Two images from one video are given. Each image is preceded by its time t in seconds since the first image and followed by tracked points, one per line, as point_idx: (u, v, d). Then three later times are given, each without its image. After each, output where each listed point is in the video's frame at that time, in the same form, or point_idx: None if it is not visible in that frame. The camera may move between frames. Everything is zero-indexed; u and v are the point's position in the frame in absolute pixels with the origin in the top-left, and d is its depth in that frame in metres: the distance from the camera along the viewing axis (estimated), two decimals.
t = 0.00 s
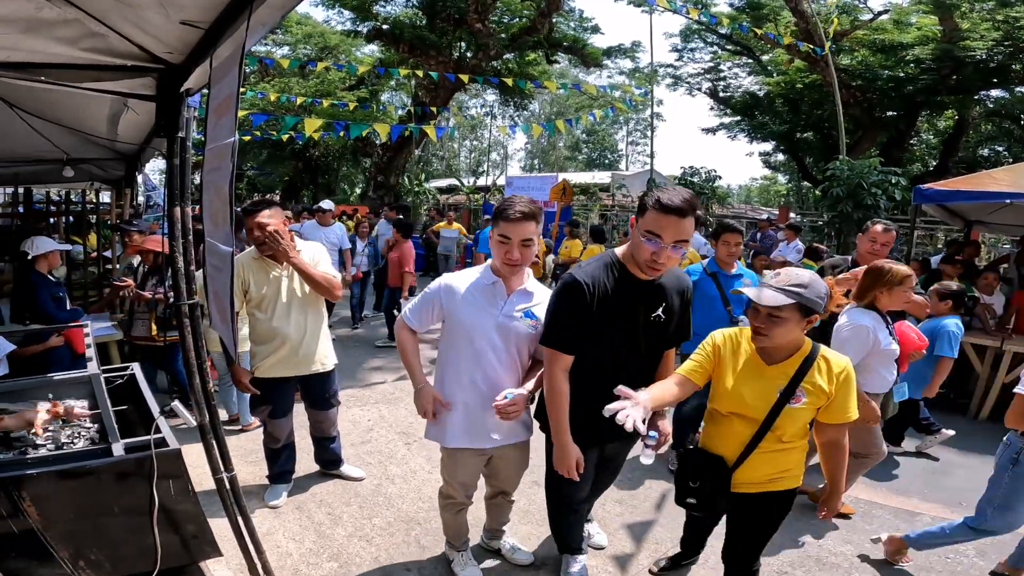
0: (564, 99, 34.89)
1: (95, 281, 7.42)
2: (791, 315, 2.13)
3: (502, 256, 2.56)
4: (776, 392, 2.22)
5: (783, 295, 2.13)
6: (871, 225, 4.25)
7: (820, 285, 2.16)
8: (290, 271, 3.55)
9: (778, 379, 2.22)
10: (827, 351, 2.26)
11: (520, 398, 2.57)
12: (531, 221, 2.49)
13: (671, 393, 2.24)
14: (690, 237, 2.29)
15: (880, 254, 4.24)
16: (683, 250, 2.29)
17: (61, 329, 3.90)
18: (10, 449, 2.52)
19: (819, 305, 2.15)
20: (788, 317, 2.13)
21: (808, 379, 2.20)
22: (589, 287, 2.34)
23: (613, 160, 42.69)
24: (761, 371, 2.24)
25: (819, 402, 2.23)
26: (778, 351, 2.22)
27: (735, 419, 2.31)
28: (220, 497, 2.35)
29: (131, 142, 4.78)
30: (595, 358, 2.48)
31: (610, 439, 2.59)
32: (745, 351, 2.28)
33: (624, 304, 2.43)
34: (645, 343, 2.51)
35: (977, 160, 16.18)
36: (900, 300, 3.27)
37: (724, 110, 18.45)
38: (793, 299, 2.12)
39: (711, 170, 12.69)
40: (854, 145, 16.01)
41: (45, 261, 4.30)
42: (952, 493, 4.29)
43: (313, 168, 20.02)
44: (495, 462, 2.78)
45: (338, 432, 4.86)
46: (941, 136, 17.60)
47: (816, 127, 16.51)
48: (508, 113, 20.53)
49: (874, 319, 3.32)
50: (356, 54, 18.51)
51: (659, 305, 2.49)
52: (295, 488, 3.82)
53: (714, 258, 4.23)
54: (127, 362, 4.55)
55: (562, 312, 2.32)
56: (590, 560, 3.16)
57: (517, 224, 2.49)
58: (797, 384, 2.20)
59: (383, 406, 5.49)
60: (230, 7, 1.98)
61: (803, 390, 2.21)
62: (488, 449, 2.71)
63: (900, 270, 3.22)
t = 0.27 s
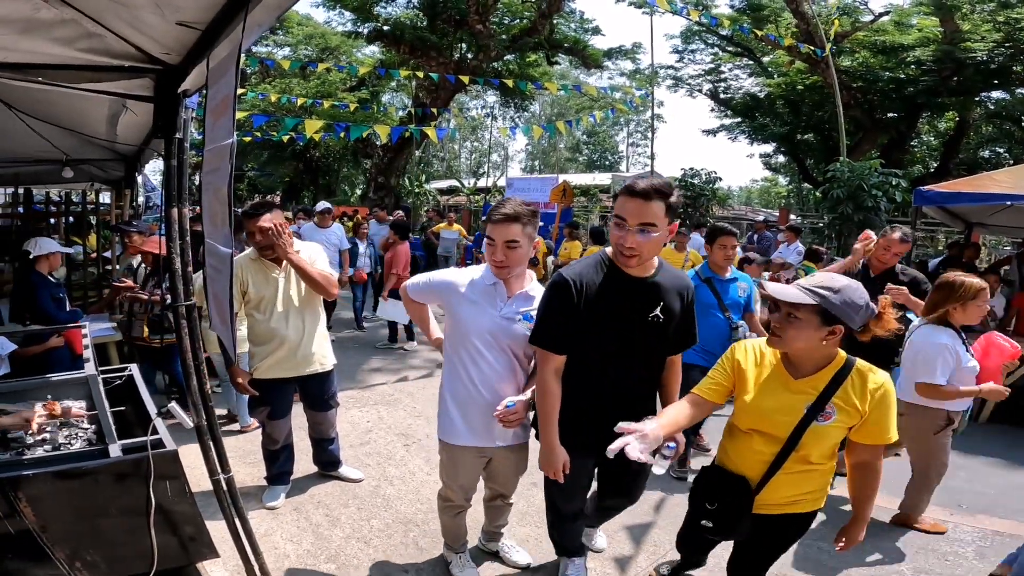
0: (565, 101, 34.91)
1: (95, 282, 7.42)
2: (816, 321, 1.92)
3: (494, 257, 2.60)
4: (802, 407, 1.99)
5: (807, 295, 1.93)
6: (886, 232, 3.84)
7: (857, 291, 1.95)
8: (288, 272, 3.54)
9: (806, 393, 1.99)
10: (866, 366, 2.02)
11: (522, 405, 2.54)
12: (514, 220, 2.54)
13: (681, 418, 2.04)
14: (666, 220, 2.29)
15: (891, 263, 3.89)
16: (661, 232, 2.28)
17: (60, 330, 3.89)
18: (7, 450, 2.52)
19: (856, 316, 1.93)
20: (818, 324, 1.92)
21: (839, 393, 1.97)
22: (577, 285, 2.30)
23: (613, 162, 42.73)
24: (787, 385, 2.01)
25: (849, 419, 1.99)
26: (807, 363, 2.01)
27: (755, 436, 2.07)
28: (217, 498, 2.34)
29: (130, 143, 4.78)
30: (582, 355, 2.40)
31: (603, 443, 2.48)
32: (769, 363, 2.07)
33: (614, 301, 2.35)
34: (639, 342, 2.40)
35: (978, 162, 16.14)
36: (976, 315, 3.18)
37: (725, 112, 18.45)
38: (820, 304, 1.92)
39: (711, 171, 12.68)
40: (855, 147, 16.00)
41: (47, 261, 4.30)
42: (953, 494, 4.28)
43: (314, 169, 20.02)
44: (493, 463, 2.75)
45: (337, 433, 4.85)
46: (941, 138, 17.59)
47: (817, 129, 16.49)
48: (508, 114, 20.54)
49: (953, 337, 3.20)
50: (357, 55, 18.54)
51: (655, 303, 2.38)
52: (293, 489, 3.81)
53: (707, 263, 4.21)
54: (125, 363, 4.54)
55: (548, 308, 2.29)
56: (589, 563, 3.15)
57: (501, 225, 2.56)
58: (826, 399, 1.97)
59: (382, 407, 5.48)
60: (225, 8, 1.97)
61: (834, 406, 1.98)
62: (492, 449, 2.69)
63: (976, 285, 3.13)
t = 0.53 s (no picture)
0: (566, 103, 34.94)
1: (95, 283, 7.42)
2: (822, 335, 1.85)
3: (488, 259, 2.60)
4: (805, 423, 1.90)
5: (810, 306, 1.87)
6: (898, 240, 3.74)
7: (865, 302, 1.87)
8: (287, 273, 3.52)
9: (810, 409, 1.91)
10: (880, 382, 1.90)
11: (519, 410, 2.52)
12: (506, 222, 2.54)
13: (676, 432, 2.05)
14: (657, 211, 2.20)
15: (903, 270, 3.82)
16: (651, 224, 2.20)
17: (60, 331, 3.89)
18: (4, 450, 2.51)
19: (866, 330, 1.85)
20: (822, 337, 1.85)
21: (846, 412, 1.87)
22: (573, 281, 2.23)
23: (615, 164, 42.80)
24: (791, 398, 1.94)
25: (851, 439, 1.87)
26: (815, 378, 1.92)
27: (755, 450, 2.00)
28: (215, 500, 2.34)
29: (130, 144, 4.78)
30: (575, 354, 2.28)
31: (598, 447, 2.33)
32: (776, 376, 1.99)
33: (609, 300, 2.23)
34: (636, 343, 2.25)
35: (979, 164, 16.16)
36: None
37: (726, 114, 18.45)
38: (824, 316, 1.85)
39: (712, 174, 12.67)
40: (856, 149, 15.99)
41: (47, 263, 4.30)
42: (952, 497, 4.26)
43: (315, 171, 20.05)
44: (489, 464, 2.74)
45: (335, 435, 4.84)
46: (943, 140, 17.58)
47: (818, 131, 16.48)
48: (509, 117, 20.56)
49: None
50: (358, 56, 18.58)
51: (660, 306, 2.23)
52: (291, 491, 3.80)
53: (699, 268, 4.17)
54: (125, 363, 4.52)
55: (540, 305, 2.25)
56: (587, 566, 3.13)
57: (498, 227, 2.56)
58: (832, 416, 1.88)
59: (381, 409, 5.47)
60: (221, 11, 1.97)
61: (837, 423, 1.87)
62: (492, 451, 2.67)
63: None
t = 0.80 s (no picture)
0: (567, 105, 34.97)
1: (97, 284, 7.43)
2: (809, 361, 1.72)
3: (488, 265, 2.58)
4: (786, 449, 1.76)
5: (792, 334, 1.73)
6: (907, 242, 3.78)
7: (846, 320, 1.74)
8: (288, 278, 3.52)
9: (791, 434, 1.77)
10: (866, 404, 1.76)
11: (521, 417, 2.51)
12: (504, 229, 2.52)
13: (652, 454, 1.99)
14: (671, 217, 2.10)
15: (911, 273, 3.79)
16: (665, 230, 2.09)
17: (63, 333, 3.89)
18: (7, 452, 2.51)
19: (851, 350, 1.73)
20: (807, 363, 1.72)
21: (830, 438, 1.72)
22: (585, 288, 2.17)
23: (616, 166, 42.82)
24: (772, 422, 1.81)
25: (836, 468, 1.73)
26: (797, 401, 1.78)
27: (736, 480, 1.85)
28: (217, 501, 2.34)
29: (132, 147, 4.78)
30: (584, 359, 2.18)
31: (600, 452, 2.21)
32: (757, 401, 1.86)
33: (625, 309, 2.13)
34: (647, 353, 2.12)
35: (981, 166, 16.14)
36: None
37: (727, 116, 18.47)
38: (808, 341, 1.72)
39: (712, 176, 12.67)
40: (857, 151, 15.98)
41: (50, 265, 4.30)
42: (948, 500, 4.26)
43: (316, 172, 20.07)
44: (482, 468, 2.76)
45: (336, 437, 4.84)
46: (944, 142, 17.58)
47: (819, 133, 16.49)
48: (510, 118, 20.58)
49: None
50: (360, 58, 18.61)
51: (669, 318, 2.11)
52: (292, 493, 3.80)
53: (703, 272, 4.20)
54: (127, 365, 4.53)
55: (550, 308, 2.22)
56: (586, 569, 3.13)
57: (497, 233, 2.52)
58: (814, 442, 1.73)
59: (382, 411, 5.47)
60: (224, 19, 1.97)
61: (820, 450, 1.73)
62: (491, 451, 2.68)
63: None
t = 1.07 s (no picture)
0: (569, 106, 34.98)
1: (100, 286, 7.44)
2: (759, 386, 1.50)
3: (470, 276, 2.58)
4: (734, 478, 1.54)
5: (737, 359, 1.49)
6: (909, 249, 3.56)
7: (789, 334, 1.53)
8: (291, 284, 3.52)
9: (739, 464, 1.55)
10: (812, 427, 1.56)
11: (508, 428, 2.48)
12: (484, 240, 2.50)
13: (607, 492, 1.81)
14: (654, 236, 2.02)
15: (915, 282, 3.61)
16: (650, 250, 2.02)
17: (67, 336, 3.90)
18: (10, 456, 2.51)
19: (800, 369, 1.52)
20: (760, 391, 1.50)
21: (780, 466, 1.50)
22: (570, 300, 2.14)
23: (617, 167, 42.83)
24: (717, 450, 1.59)
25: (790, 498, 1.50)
26: (745, 427, 1.55)
27: (681, 517, 1.62)
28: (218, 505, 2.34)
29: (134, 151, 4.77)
30: (576, 364, 2.11)
31: (595, 463, 2.11)
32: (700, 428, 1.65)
33: (620, 320, 2.06)
34: (640, 366, 2.04)
35: (983, 168, 16.13)
36: None
37: (729, 117, 18.46)
38: (756, 366, 1.49)
39: (714, 178, 12.67)
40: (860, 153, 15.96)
41: (50, 269, 4.29)
42: (948, 503, 4.24)
43: (318, 174, 20.08)
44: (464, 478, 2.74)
45: (336, 439, 4.84)
46: (947, 144, 17.56)
47: (821, 134, 16.49)
48: (512, 120, 20.60)
49: None
50: (361, 59, 18.63)
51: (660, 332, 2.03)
52: (292, 495, 3.80)
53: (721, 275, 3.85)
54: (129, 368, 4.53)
55: (539, 316, 2.17)
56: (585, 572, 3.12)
57: (475, 245, 2.50)
58: (765, 469, 1.51)
59: (382, 414, 5.47)
60: (221, 30, 1.96)
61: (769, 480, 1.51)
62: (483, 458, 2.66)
63: None
